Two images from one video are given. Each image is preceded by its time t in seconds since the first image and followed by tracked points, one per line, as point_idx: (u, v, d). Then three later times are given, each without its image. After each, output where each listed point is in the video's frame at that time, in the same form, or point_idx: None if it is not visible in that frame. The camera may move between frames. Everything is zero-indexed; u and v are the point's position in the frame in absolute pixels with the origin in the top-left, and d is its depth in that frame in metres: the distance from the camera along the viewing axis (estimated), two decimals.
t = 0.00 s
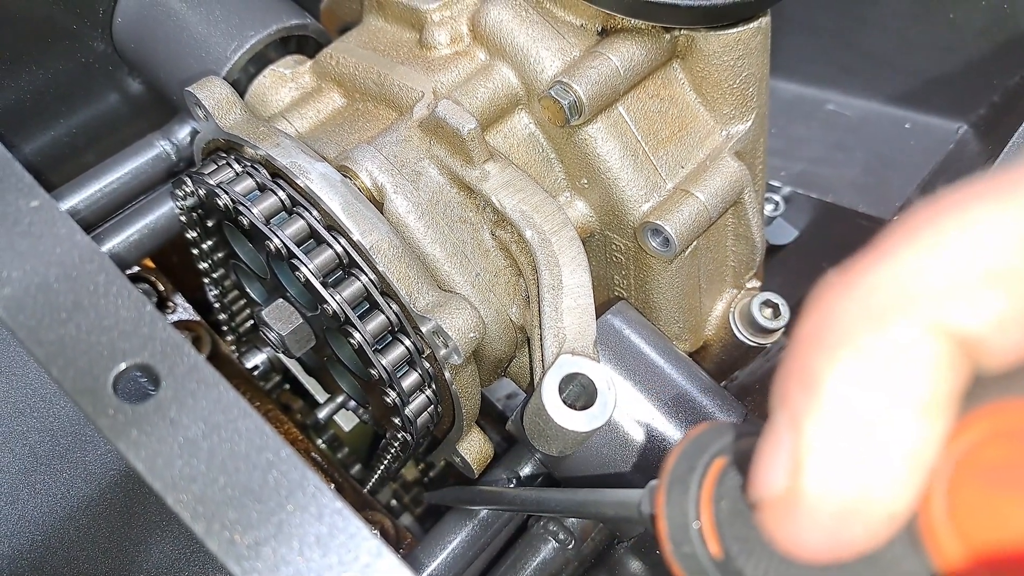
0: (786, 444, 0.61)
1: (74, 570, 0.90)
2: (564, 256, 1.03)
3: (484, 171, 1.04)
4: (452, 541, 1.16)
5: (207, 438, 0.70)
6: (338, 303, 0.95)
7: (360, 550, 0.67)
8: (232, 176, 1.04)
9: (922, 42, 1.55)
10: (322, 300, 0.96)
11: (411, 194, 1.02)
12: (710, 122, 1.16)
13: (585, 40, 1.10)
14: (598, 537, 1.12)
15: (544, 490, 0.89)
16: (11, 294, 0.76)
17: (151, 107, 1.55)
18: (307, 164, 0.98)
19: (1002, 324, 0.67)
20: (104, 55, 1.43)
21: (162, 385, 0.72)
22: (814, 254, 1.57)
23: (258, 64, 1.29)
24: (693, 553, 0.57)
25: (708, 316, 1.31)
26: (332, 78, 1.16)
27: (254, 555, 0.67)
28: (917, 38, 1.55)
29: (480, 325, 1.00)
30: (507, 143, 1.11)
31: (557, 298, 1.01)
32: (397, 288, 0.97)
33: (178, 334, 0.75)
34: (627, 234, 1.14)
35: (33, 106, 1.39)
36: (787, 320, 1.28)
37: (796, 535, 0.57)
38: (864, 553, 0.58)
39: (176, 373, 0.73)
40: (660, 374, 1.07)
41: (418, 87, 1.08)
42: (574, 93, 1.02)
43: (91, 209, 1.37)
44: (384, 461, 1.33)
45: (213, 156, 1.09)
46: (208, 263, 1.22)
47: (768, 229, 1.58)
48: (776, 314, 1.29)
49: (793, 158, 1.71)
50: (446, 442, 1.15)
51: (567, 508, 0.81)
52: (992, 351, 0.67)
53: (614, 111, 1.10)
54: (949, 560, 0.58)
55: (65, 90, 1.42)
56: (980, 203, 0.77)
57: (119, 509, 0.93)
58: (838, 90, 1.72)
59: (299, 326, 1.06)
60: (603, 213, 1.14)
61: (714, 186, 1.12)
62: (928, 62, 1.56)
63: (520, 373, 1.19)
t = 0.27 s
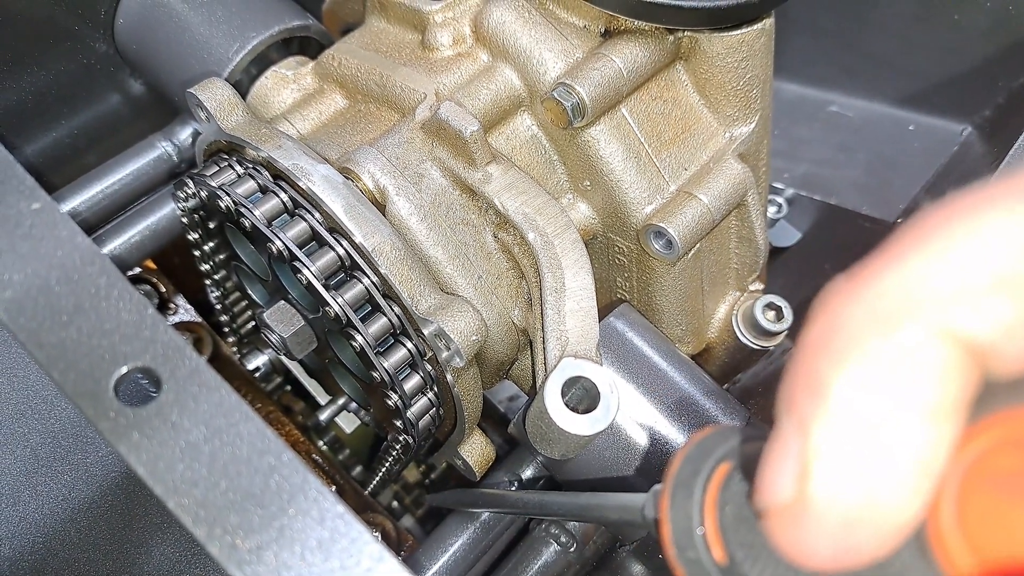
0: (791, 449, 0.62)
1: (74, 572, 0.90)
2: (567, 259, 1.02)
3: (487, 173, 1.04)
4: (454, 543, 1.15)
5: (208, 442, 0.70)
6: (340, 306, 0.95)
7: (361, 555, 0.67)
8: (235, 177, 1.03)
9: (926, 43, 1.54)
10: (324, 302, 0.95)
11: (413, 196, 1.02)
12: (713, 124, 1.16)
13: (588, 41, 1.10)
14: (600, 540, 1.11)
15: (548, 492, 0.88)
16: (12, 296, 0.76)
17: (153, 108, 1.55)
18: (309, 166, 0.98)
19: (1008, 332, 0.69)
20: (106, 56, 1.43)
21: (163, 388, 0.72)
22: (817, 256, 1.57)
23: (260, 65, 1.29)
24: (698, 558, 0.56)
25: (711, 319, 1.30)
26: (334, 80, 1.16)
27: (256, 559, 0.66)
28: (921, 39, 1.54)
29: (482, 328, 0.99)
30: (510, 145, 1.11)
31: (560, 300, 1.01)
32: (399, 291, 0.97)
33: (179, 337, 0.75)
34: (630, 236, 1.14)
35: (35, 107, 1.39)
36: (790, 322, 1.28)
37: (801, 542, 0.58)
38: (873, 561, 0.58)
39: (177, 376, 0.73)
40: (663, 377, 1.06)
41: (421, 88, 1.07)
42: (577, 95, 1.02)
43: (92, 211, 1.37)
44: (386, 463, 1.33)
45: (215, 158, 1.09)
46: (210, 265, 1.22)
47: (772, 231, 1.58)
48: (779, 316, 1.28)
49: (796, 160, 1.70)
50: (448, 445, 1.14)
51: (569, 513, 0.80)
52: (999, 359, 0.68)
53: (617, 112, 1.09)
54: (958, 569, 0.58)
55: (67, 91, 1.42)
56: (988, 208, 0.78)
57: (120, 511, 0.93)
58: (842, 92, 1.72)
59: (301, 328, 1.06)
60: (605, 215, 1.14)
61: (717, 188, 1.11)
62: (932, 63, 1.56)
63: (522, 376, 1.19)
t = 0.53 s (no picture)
0: (780, 460, 0.68)
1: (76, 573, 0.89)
2: (569, 260, 1.02)
3: (488, 175, 1.04)
4: (456, 545, 1.15)
5: (210, 445, 0.70)
6: (342, 308, 0.95)
7: (364, 558, 0.66)
8: (236, 179, 1.03)
9: (928, 44, 1.54)
10: (326, 304, 0.95)
11: (414, 197, 1.02)
12: (716, 125, 1.15)
13: (590, 42, 1.09)
14: (602, 543, 1.11)
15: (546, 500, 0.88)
16: (13, 299, 0.76)
17: (154, 109, 1.55)
18: (311, 168, 0.98)
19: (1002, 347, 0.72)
20: (107, 57, 1.43)
21: (165, 390, 0.72)
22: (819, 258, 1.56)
23: (262, 66, 1.29)
24: (690, 566, 0.62)
25: (713, 320, 1.30)
26: (336, 81, 1.16)
27: (258, 562, 0.66)
28: (922, 41, 1.54)
29: (484, 330, 0.99)
30: (511, 146, 1.11)
31: (562, 302, 1.00)
32: (401, 292, 0.96)
33: (181, 340, 0.75)
34: (632, 238, 1.13)
35: (36, 108, 1.39)
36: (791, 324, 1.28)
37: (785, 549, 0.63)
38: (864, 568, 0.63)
39: (179, 379, 0.72)
40: (666, 379, 1.06)
41: (423, 89, 1.07)
42: (579, 96, 1.01)
43: (93, 212, 1.37)
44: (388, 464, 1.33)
45: (217, 159, 1.09)
46: (210, 266, 1.21)
47: (773, 233, 1.58)
48: (780, 318, 1.28)
49: (798, 161, 1.70)
50: (449, 447, 1.14)
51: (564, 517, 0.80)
52: (993, 371, 0.71)
53: (620, 114, 1.09)
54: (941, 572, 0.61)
55: (68, 92, 1.42)
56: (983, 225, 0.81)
57: (121, 512, 0.92)
58: (844, 93, 1.72)
59: (303, 329, 1.05)
60: (607, 216, 1.14)
61: (719, 190, 1.11)
62: (934, 64, 1.56)
63: (524, 377, 1.18)
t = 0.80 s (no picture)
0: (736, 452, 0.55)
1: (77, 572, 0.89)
2: (569, 259, 1.02)
3: (488, 174, 1.04)
4: (457, 543, 1.15)
5: (209, 443, 0.70)
6: (342, 307, 0.94)
7: (363, 557, 0.66)
8: (235, 178, 1.03)
9: (928, 43, 1.54)
10: (326, 303, 0.95)
11: (414, 196, 1.02)
12: (716, 124, 1.15)
13: (589, 41, 1.09)
14: (602, 542, 1.11)
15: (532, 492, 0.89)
16: (13, 298, 0.76)
17: (154, 108, 1.55)
18: (310, 167, 0.98)
19: (974, 339, 0.61)
20: (107, 57, 1.43)
21: (164, 390, 0.72)
22: (820, 257, 1.56)
23: (261, 65, 1.28)
24: (663, 560, 0.54)
25: (713, 319, 1.30)
26: (336, 80, 1.16)
27: (257, 561, 0.66)
28: (922, 40, 1.54)
29: (484, 329, 0.99)
30: (511, 145, 1.10)
31: (562, 301, 1.00)
32: (401, 291, 0.96)
33: (180, 339, 0.75)
34: (632, 236, 1.13)
35: (35, 108, 1.39)
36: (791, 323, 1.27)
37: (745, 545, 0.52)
38: (817, 564, 0.52)
39: (178, 378, 0.72)
40: (666, 378, 1.06)
41: (422, 88, 1.07)
42: (579, 95, 1.01)
43: (93, 211, 1.37)
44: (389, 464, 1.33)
45: (216, 158, 1.09)
46: (210, 265, 1.21)
47: (774, 231, 1.58)
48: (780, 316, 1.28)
49: (798, 160, 1.70)
50: (449, 446, 1.14)
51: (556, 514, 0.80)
52: (954, 363, 0.60)
53: (619, 113, 1.09)
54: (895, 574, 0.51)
55: (67, 91, 1.42)
56: (978, 194, 0.66)
57: (122, 511, 0.92)
58: (844, 92, 1.71)
59: (303, 329, 1.05)
60: (607, 215, 1.13)
61: (719, 188, 1.11)
62: (934, 63, 1.55)
63: (524, 376, 1.18)
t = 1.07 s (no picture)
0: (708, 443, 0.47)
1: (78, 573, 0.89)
2: (569, 259, 1.02)
3: (488, 173, 1.04)
4: (457, 542, 1.15)
5: (209, 443, 0.70)
6: (342, 306, 0.94)
7: (364, 556, 0.66)
8: (235, 177, 1.03)
9: (928, 42, 1.53)
10: (326, 302, 0.95)
11: (414, 196, 1.02)
12: (716, 123, 1.15)
13: (590, 40, 1.09)
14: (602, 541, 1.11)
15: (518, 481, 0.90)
16: (13, 298, 0.76)
17: (154, 108, 1.55)
18: (311, 166, 0.98)
19: (968, 325, 0.48)
20: (107, 57, 1.43)
21: (164, 389, 0.72)
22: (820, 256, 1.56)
23: (261, 65, 1.28)
24: (642, 550, 0.49)
25: (713, 319, 1.30)
26: (336, 80, 1.16)
27: (257, 561, 0.66)
28: (922, 39, 1.54)
29: (484, 328, 0.99)
30: (511, 145, 1.10)
31: (563, 301, 1.00)
32: (401, 291, 0.96)
33: (180, 339, 0.75)
34: (632, 236, 1.13)
35: (35, 108, 1.39)
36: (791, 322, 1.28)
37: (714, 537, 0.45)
38: (787, 556, 0.45)
39: (178, 378, 0.72)
40: (666, 378, 1.06)
41: (422, 88, 1.07)
42: (579, 94, 1.01)
43: (93, 211, 1.37)
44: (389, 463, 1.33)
45: (216, 158, 1.09)
46: (210, 265, 1.21)
47: (775, 230, 1.57)
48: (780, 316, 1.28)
49: (799, 159, 1.70)
50: (450, 445, 1.14)
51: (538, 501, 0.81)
52: (935, 355, 0.48)
53: (620, 112, 1.09)
54: (860, 566, 0.44)
55: (67, 91, 1.42)
56: (982, 184, 0.54)
57: (122, 511, 0.92)
58: (844, 91, 1.71)
59: (303, 328, 1.05)
60: (608, 215, 1.13)
61: (720, 188, 1.11)
62: (934, 63, 1.55)
63: (524, 376, 1.18)
